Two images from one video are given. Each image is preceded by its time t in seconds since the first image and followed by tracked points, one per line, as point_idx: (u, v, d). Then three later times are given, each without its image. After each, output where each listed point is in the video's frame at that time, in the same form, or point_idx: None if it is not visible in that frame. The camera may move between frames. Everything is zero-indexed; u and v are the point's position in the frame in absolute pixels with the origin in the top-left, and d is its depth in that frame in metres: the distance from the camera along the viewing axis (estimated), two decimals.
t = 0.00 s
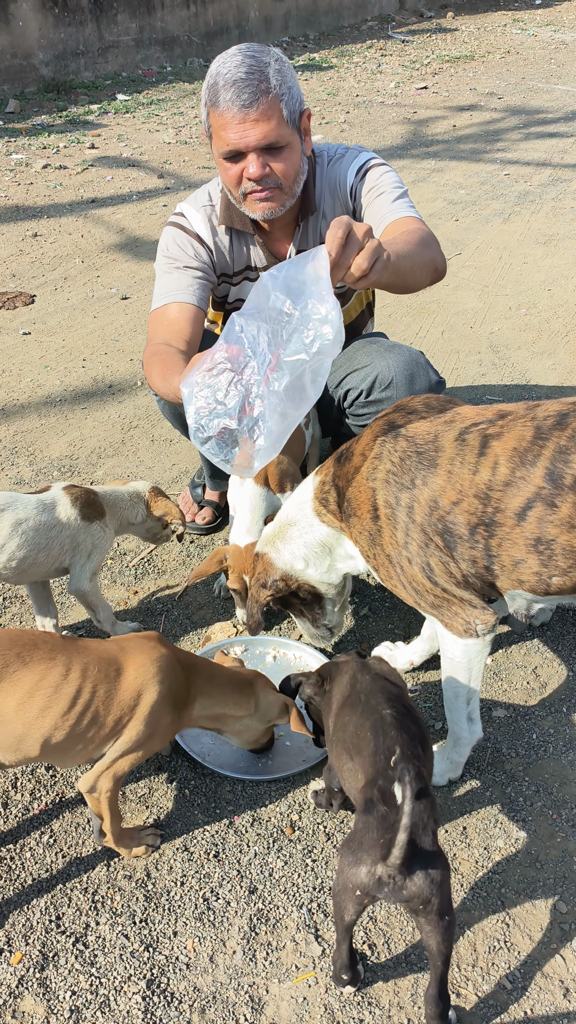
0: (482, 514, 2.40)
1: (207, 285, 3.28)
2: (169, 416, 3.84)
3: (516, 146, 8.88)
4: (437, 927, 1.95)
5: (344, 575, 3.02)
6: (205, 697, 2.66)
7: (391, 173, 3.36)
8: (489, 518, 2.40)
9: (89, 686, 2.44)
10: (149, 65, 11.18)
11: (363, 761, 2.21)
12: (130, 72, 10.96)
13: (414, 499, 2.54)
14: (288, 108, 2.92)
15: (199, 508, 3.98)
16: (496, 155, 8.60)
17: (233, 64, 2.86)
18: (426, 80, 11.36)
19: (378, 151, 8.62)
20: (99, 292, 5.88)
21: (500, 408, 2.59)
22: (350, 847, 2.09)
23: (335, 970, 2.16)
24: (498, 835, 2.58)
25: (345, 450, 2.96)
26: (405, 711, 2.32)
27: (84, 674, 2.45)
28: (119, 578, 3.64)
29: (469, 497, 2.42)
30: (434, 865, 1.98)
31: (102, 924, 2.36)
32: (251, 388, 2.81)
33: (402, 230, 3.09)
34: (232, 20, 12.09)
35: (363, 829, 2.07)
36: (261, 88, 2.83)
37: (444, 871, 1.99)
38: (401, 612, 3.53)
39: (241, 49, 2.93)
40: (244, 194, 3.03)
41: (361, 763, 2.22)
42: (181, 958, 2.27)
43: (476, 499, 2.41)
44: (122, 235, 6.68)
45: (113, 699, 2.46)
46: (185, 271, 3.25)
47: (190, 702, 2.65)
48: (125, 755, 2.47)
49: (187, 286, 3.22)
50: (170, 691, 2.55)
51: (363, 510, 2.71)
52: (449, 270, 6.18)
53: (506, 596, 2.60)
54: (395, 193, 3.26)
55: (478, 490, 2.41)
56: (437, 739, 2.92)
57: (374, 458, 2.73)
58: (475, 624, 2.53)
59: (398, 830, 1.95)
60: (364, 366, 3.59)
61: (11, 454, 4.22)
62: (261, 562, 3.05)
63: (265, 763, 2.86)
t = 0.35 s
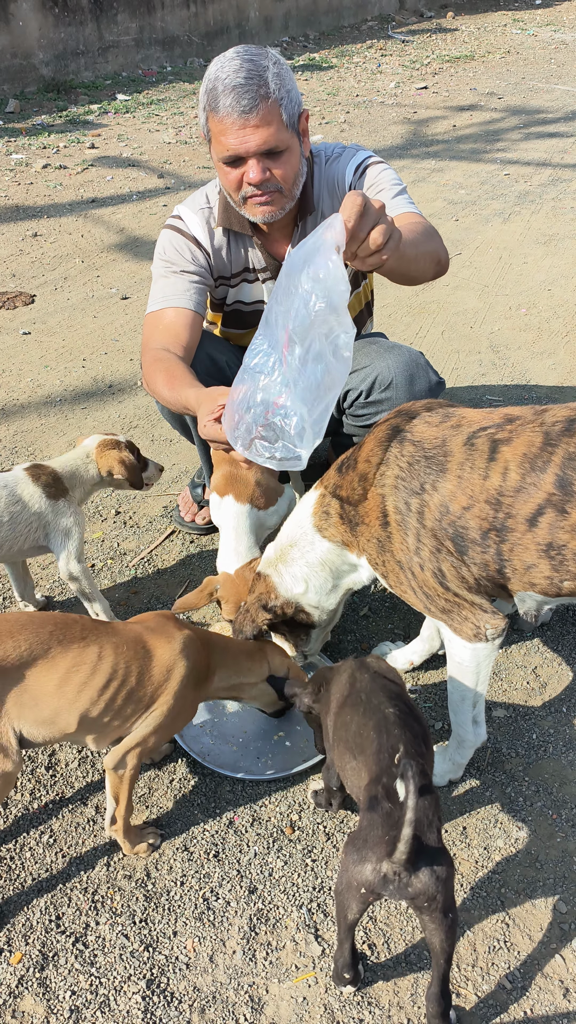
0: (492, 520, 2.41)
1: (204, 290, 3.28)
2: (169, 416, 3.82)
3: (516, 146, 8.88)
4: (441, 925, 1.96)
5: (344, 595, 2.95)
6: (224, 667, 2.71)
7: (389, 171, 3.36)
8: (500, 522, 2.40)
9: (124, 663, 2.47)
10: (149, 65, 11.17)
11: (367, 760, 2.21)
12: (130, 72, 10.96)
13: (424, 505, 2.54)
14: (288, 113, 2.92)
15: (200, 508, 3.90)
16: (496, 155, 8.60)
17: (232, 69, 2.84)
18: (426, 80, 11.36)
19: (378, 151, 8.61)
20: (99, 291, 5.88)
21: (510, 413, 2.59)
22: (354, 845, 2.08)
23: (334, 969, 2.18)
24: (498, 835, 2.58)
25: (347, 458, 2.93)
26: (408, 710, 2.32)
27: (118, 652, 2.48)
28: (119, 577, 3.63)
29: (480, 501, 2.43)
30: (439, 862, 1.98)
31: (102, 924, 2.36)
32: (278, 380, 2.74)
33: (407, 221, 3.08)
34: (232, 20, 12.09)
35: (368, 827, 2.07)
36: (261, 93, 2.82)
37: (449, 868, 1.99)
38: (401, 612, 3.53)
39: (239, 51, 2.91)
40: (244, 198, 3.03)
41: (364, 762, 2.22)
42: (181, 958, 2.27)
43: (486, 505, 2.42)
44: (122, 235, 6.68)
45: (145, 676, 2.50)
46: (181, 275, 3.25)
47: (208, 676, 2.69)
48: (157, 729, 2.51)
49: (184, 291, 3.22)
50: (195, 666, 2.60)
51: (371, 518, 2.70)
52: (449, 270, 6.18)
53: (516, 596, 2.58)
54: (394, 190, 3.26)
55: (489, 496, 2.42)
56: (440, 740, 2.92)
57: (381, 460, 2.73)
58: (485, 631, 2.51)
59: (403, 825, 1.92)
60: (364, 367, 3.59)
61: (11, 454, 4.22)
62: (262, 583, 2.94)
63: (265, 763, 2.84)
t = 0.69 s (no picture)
0: (509, 520, 2.39)
1: (204, 290, 3.28)
2: (169, 417, 3.82)
3: (516, 146, 8.89)
4: (442, 927, 1.96)
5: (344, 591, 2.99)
6: (213, 661, 2.69)
7: (388, 175, 3.37)
8: (516, 522, 2.38)
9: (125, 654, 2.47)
10: (149, 65, 11.17)
11: (370, 761, 2.21)
12: (130, 72, 10.96)
13: (436, 506, 2.52)
14: (293, 122, 2.91)
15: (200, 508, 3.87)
16: (496, 155, 8.60)
17: (237, 78, 2.82)
18: (426, 80, 11.36)
19: (378, 151, 8.62)
20: (99, 291, 5.88)
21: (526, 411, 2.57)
22: (355, 846, 2.09)
23: (333, 968, 2.20)
24: (497, 835, 2.58)
25: (359, 457, 2.94)
26: (412, 713, 2.32)
27: (114, 641, 2.46)
28: (119, 578, 3.63)
29: (495, 501, 2.41)
30: (441, 865, 1.99)
31: (102, 924, 2.36)
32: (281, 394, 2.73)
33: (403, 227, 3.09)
34: (232, 20, 12.08)
35: (370, 829, 2.08)
36: (267, 104, 2.81)
37: (450, 872, 2.00)
38: (401, 612, 3.54)
39: (242, 58, 2.88)
40: (248, 204, 3.05)
41: (368, 763, 2.22)
42: (181, 958, 2.27)
43: (503, 505, 2.39)
44: (122, 235, 6.68)
45: (141, 666, 2.48)
46: (182, 274, 3.25)
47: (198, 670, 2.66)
48: (153, 723, 2.52)
49: (184, 290, 3.22)
50: (188, 659, 2.59)
51: (378, 517, 2.72)
52: (449, 270, 6.18)
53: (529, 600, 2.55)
54: (393, 194, 3.27)
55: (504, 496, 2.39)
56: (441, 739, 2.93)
57: (390, 461, 2.72)
58: (487, 637, 2.52)
59: (404, 829, 1.93)
60: (363, 366, 3.60)
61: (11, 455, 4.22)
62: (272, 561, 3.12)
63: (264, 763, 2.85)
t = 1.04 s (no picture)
0: (524, 522, 2.33)
1: (204, 291, 3.29)
2: (169, 416, 3.82)
3: (516, 146, 8.89)
4: (445, 927, 1.96)
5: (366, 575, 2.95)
6: (198, 681, 2.64)
7: (391, 176, 3.37)
8: (531, 526, 2.32)
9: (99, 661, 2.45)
10: (149, 65, 11.17)
11: (372, 761, 2.21)
12: (130, 72, 10.95)
13: (445, 505, 2.49)
14: (296, 127, 2.92)
15: (200, 508, 3.88)
16: (496, 155, 8.60)
17: (240, 84, 2.81)
18: (426, 80, 11.36)
19: (378, 151, 8.61)
20: (99, 291, 5.88)
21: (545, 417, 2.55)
22: (359, 846, 2.09)
23: (333, 968, 2.20)
24: (497, 835, 2.58)
25: (379, 453, 2.93)
26: (413, 712, 2.32)
27: (93, 644, 2.46)
28: (118, 577, 3.63)
29: (510, 504, 2.36)
30: (444, 865, 1.99)
31: (102, 924, 2.36)
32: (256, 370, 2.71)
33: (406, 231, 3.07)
34: (232, 20, 12.07)
35: (373, 828, 2.07)
36: (270, 110, 2.81)
37: (454, 872, 2.00)
38: (401, 612, 3.54)
39: (244, 62, 2.88)
40: (250, 208, 3.05)
41: (369, 763, 2.22)
42: (181, 958, 2.27)
43: (518, 507, 2.34)
44: (122, 235, 6.68)
45: (119, 677, 2.47)
46: (182, 275, 3.25)
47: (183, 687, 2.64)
48: (130, 738, 2.50)
49: (184, 291, 3.22)
50: (170, 672, 2.57)
51: (388, 512, 2.69)
52: (449, 270, 6.18)
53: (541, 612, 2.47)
54: (395, 196, 3.26)
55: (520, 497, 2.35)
56: (441, 739, 2.93)
57: (406, 459, 2.70)
58: (485, 646, 2.50)
59: (408, 828, 1.94)
60: (363, 366, 3.60)
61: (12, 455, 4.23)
62: (302, 539, 3.14)
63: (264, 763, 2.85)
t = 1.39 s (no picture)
0: (557, 524, 2.32)
1: (202, 293, 3.29)
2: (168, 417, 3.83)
3: (516, 146, 8.89)
4: (446, 927, 1.97)
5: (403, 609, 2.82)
6: (200, 690, 2.65)
7: (390, 178, 3.36)
8: (564, 527, 2.31)
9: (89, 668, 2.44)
10: (149, 65, 11.17)
11: (375, 761, 2.22)
12: (130, 72, 10.95)
13: (476, 513, 2.47)
14: (294, 128, 2.92)
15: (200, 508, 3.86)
16: (496, 155, 8.59)
17: (238, 84, 2.81)
18: (427, 80, 11.35)
19: (379, 151, 8.61)
20: (99, 291, 5.88)
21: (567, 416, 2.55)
22: (361, 846, 2.09)
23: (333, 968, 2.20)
24: (497, 835, 2.58)
25: (401, 472, 2.89)
26: (416, 712, 2.31)
27: (85, 660, 2.45)
28: (118, 578, 3.63)
29: (542, 505, 2.34)
30: (446, 864, 1.99)
31: (101, 924, 2.36)
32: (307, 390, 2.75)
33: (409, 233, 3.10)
34: (232, 20, 12.07)
35: (375, 827, 2.08)
36: (268, 111, 2.81)
37: (456, 872, 2.00)
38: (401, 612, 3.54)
39: (243, 62, 2.87)
40: (247, 209, 3.06)
41: (372, 763, 2.23)
42: (181, 958, 2.27)
43: (551, 508, 2.33)
44: (122, 235, 6.68)
45: (111, 687, 2.46)
46: (181, 277, 3.24)
47: (184, 695, 2.64)
48: (123, 747, 2.48)
49: (183, 294, 3.22)
50: (167, 680, 2.56)
51: (417, 526, 2.64)
52: (449, 269, 6.18)
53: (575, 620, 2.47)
54: (394, 197, 3.24)
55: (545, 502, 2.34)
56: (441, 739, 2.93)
57: (431, 470, 2.66)
58: (512, 660, 2.49)
59: (410, 828, 1.94)
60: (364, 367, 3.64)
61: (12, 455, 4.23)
62: (330, 593, 2.97)
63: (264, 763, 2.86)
